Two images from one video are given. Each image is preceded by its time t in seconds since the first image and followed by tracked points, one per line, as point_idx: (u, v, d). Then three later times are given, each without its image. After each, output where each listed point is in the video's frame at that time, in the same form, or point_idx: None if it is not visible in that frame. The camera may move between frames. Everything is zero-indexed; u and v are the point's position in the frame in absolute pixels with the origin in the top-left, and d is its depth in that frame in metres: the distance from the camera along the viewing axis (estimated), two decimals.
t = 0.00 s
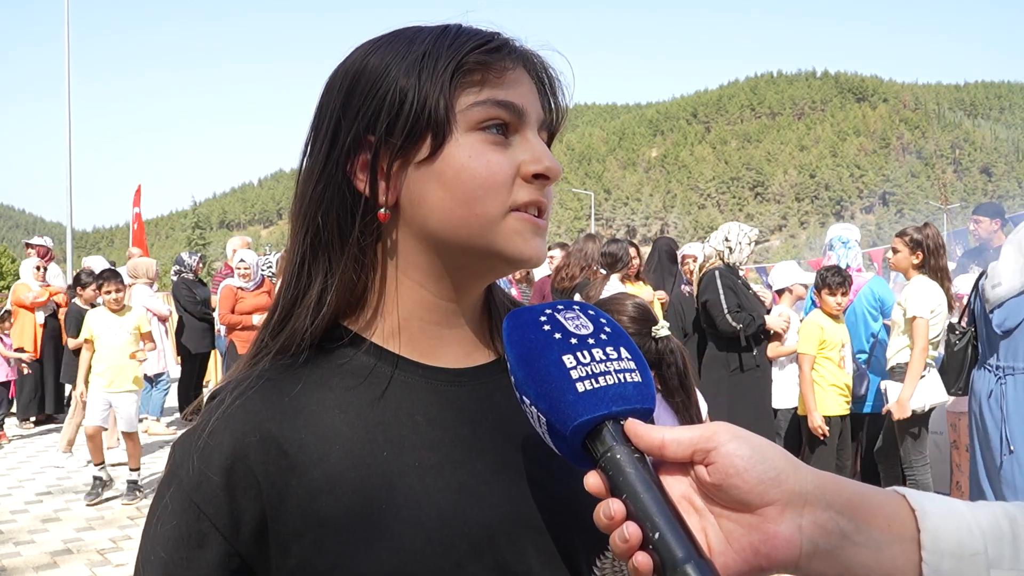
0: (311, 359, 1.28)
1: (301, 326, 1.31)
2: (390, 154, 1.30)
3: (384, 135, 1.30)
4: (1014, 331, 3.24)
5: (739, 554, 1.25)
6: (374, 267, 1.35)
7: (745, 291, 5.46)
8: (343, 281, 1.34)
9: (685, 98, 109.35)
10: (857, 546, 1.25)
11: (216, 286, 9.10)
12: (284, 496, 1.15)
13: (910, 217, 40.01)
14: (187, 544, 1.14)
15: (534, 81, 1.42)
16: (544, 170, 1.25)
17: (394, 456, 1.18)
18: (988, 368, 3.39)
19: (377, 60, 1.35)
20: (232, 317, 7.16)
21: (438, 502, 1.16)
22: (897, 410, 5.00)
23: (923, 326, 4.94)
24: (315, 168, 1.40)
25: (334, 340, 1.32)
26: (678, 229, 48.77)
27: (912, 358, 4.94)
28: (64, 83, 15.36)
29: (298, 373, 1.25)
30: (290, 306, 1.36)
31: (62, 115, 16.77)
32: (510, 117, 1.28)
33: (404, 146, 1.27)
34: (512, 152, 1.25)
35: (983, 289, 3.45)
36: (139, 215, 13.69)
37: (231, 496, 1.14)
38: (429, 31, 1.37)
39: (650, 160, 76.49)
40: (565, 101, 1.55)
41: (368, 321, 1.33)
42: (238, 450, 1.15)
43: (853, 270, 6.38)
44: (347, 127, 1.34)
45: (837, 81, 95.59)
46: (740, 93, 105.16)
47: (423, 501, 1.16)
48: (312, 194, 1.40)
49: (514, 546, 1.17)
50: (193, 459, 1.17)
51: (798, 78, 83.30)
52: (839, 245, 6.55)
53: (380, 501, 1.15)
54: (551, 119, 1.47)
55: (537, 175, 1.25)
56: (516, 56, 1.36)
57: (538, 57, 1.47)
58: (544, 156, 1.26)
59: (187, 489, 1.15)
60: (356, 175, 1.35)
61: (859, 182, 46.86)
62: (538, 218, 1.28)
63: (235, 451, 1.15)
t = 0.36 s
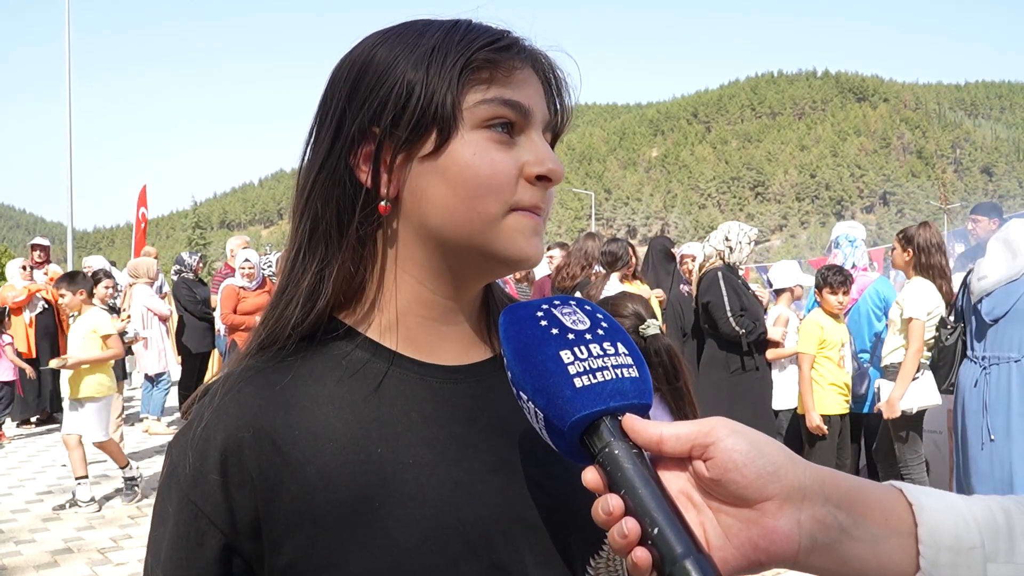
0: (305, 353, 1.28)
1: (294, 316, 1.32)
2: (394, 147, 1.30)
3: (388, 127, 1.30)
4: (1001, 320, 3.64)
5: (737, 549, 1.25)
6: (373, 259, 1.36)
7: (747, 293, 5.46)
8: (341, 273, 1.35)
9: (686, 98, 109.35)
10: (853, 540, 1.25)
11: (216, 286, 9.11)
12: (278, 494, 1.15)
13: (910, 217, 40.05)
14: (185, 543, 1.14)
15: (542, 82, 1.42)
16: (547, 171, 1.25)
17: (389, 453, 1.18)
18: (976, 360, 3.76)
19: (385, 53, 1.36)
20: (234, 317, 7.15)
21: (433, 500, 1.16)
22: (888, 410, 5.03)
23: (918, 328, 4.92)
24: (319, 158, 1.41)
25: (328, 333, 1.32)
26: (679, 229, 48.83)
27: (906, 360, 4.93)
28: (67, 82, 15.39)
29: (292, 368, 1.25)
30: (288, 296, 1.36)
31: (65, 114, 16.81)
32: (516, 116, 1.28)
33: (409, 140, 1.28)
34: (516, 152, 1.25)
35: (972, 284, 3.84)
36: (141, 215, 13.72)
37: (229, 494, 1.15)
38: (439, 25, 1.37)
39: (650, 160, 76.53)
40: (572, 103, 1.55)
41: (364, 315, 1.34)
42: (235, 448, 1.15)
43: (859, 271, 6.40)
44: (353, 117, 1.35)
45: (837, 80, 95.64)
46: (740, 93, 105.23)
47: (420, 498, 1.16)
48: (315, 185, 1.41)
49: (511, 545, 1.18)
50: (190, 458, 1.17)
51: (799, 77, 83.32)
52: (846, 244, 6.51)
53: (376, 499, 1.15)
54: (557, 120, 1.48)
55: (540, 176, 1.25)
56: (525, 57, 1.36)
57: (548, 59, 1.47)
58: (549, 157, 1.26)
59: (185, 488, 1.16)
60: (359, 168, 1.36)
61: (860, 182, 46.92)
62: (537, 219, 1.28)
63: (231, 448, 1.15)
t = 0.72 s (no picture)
0: (306, 349, 1.29)
1: (290, 309, 1.34)
2: (396, 145, 1.31)
3: (390, 126, 1.32)
4: (1001, 319, 3.65)
5: (734, 544, 1.26)
6: (375, 257, 1.37)
7: (747, 290, 5.47)
8: (342, 271, 1.37)
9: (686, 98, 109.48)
10: (851, 535, 1.26)
11: (217, 285, 9.12)
12: (276, 487, 1.15)
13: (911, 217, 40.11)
14: (183, 532, 1.14)
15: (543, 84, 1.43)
16: (546, 174, 1.26)
17: (387, 449, 1.19)
18: (973, 358, 3.78)
19: (389, 51, 1.37)
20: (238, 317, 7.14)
21: (429, 495, 1.17)
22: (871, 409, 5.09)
23: (903, 326, 4.96)
24: (322, 155, 1.42)
25: (324, 329, 1.33)
26: (679, 229, 48.87)
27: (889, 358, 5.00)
28: (68, 82, 15.41)
29: (293, 363, 1.26)
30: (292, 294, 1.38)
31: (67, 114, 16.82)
32: (517, 118, 1.29)
33: (410, 139, 1.29)
34: (517, 154, 1.27)
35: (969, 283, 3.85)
36: (143, 215, 13.75)
37: (227, 485, 1.15)
38: (443, 26, 1.38)
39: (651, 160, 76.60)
40: (572, 104, 1.57)
41: (366, 311, 1.35)
42: (235, 439, 1.16)
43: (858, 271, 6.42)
44: (355, 114, 1.36)
45: (839, 80, 95.58)
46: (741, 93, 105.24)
47: (417, 494, 1.17)
48: (317, 183, 1.42)
49: (509, 540, 1.19)
50: (190, 447, 1.18)
51: (800, 77, 83.30)
52: (847, 243, 6.51)
53: (373, 495, 1.16)
54: (556, 122, 1.49)
55: (540, 179, 1.26)
56: (528, 59, 1.37)
57: (549, 61, 1.48)
58: (549, 160, 1.27)
59: (185, 477, 1.16)
60: (360, 165, 1.37)
61: (860, 182, 46.98)
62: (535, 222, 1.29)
63: (231, 439, 1.16)
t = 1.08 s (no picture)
0: (326, 347, 1.30)
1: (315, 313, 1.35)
2: (392, 149, 1.32)
3: (387, 131, 1.33)
4: (1003, 321, 3.66)
5: (731, 542, 1.27)
6: (387, 254, 1.36)
7: (748, 284, 5.64)
8: (351, 274, 1.36)
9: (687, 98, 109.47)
10: (846, 534, 1.27)
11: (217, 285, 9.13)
12: (290, 480, 1.16)
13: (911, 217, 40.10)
14: (200, 523, 1.13)
15: (544, 83, 1.43)
16: (540, 173, 1.27)
17: (398, 445, 1.20)
18: (977, 360, 3.80)
19: (387, 57, 1.38)
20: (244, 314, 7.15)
21: (438, 491, 1.18)
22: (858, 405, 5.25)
23: (883, 322, 5.06)
24: (325, 160, 1.43)
25: (342, 331, 1.33)
26: (680, 229, 48.88)
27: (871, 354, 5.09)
28: (69, 82, 15.43)
29: (303, 360, 1.26)
30: (302, 298, 1.39)
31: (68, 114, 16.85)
32: (509, 120, 1.30)
33: (404, 143, 1.30)
34: (509, 155, 1.27)
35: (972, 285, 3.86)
36: (143, 215, 13.77)
37: (242, 474, 1.16)
38: (440, 29, 1.39)
39: (651, 159, 76.58)
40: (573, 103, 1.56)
41: (376, 312, 1.35)
42: (251, 431, 1.17)
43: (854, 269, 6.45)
44: (355, 120, 1.37)
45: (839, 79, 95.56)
46: (742, 93, 105.23)
47: (425, 488, 1.18)
48: (323, 188, 1.43)
49: (510, 537, 1.19)
50: (203, 435, 1.17)
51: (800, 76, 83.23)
52: (840, 240, 6.70)
53: (383, 488, 1.16)
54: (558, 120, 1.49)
55: (534, 177, 1.27)
56: (523, 59, 1.38)
57: (549, 60, 1.48)
58: (542, 159, 1.28)
59: (199, 464, 1.15)
60: (360, 170, 1.38)
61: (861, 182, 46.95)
62: (530, 221, 1.30)
63: (247, 431, 1.17)
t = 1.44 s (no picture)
0: (319, 363, 1.28)
1: (316, 331, 1.34)
2: (358, 173, 1.37)
3: (350, 155, 1.38)
4: (1009, 328, 3.68)
5: (729, 544, 1.28)
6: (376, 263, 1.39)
7: (751, 282, 5.97)
8: (338, 282, 1.38)
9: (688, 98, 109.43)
10: (845, 535, 1.28)
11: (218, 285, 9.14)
12: (287, 478, 1.16)
13: (912, 216, 40.10)
14: (207, 516, 1.15)
15: (505, 68, 1.41)
16: (502, 169, 1.27)
17: (393, 444, 1.21)
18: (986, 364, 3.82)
19: (340, 82, 1.43)
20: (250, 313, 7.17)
21: (437, 489, 1.19)
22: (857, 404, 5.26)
23: (881, 323, 5.07)
24: (303, 186, 1.49)
25: (344, 349, 1.31)
26: (681, 229, 48.88)
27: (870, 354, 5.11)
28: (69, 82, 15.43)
29: (298, 361, 1.27)
30: (298, 316, 1.42)
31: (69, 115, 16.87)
32: (462, 121, 1.31)
33: (366, 168, 1.35)
34: (467, 159, 1.28)
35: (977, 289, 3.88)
36: (142, 215, 13.78)
37: (244, 466, 1.17)
38: (386, 39, 1.40)
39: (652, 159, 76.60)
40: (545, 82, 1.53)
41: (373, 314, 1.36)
42: (247, 430, 1.18)
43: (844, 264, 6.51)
44: (320, 150, 1.44)
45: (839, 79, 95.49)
46: (742, 93, 105.17)
47: (423, 485, 1.19)
48: (304, 211, 1.48)
49: (504, 537, 1.20)
50: (205, 427, 1.19)
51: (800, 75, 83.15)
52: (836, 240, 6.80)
53: (383, 486, 1.17)
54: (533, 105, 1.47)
55: (496, 176, 1.27)
56: (469, 53, 1.37)
57: (508, 43, 1.45)
58: (502, 155, 1.27)
59: (203, 455, 1.17)
60: (333, 194, 1.43)
61: (862, 182, 46.96)
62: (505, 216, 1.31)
63: (243, 430, 1.18)
